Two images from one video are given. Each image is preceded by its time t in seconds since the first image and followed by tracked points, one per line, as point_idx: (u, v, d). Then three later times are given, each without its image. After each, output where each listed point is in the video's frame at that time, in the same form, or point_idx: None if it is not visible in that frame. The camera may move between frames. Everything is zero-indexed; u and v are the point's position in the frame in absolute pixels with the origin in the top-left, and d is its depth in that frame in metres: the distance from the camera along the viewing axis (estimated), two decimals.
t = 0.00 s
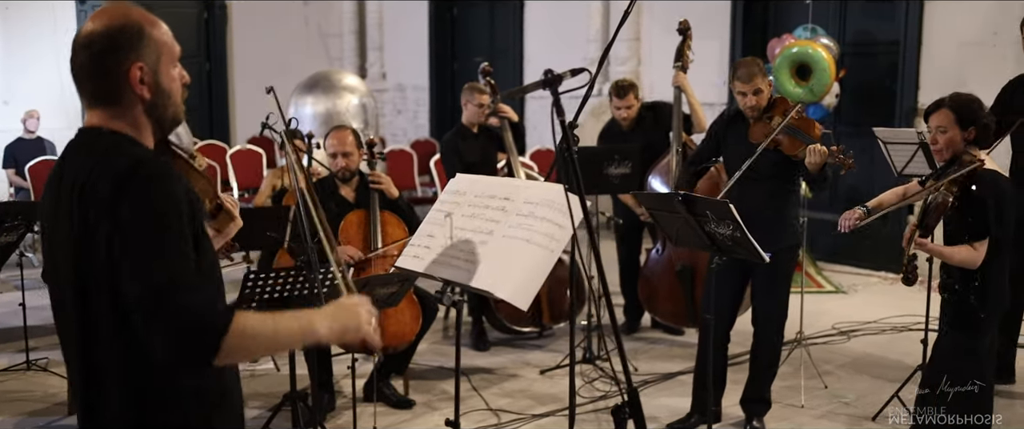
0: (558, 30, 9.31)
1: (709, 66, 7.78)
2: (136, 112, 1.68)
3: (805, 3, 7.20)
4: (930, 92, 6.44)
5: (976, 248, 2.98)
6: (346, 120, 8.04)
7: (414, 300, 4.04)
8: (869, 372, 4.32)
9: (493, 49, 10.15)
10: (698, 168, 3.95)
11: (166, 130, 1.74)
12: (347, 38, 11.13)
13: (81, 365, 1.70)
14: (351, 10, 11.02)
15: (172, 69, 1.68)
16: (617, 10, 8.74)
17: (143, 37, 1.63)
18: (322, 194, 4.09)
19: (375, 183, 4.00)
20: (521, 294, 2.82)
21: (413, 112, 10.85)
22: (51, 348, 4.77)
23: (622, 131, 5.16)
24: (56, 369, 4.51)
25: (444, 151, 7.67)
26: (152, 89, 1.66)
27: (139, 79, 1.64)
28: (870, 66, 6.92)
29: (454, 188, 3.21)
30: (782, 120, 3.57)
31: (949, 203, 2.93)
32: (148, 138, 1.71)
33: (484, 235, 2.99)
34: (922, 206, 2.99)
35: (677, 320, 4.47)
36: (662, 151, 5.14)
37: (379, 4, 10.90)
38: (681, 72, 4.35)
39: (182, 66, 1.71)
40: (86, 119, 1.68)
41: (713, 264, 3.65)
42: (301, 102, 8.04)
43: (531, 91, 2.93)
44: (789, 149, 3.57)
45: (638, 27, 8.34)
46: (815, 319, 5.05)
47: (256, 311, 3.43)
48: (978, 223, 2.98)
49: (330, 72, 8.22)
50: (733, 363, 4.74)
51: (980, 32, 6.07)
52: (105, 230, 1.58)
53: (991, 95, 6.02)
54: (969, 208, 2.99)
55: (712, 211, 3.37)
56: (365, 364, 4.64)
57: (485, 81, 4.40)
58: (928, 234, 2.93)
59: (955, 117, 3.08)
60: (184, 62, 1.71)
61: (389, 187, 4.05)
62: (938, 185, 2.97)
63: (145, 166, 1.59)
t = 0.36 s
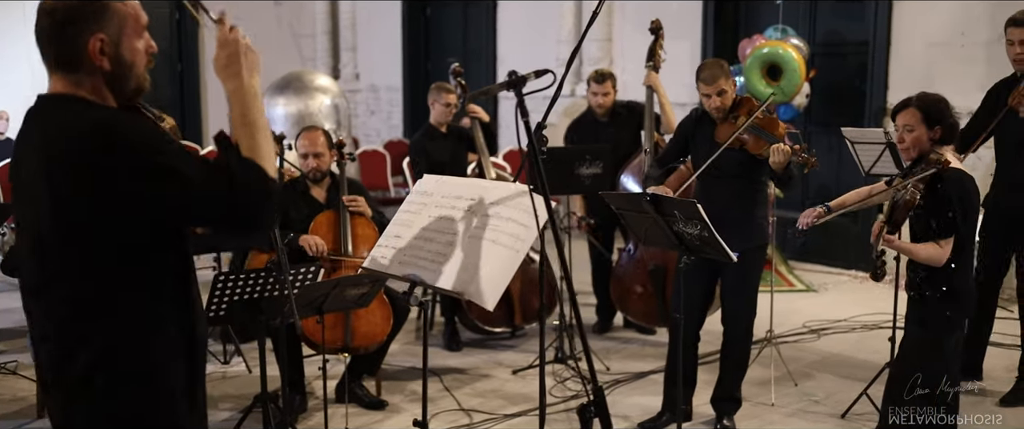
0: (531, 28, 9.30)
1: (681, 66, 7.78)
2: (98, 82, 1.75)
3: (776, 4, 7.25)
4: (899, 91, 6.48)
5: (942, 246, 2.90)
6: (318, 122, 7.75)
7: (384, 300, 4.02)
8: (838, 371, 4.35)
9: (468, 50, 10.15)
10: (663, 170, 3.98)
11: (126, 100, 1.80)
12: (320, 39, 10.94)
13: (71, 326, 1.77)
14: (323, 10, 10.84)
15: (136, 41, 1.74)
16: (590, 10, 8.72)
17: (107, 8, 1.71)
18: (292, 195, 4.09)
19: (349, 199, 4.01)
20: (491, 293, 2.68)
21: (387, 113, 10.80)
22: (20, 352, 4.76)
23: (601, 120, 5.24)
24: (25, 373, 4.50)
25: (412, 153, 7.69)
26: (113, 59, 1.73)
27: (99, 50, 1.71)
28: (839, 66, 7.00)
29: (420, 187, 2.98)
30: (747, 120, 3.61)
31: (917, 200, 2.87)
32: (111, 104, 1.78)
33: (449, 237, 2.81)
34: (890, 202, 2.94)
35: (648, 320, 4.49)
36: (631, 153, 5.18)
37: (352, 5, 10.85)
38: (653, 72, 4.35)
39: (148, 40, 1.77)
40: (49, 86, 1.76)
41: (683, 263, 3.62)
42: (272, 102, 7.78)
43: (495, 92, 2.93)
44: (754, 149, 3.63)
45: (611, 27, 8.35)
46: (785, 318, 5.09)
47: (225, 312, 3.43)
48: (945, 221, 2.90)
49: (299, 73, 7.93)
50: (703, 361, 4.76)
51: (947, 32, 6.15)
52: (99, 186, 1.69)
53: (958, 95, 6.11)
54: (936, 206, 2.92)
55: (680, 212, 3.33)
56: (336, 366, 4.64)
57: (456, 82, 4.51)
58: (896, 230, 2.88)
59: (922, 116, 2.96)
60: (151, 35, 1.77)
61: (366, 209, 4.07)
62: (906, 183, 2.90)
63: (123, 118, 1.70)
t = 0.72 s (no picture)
0: (511, 28, 9.32)
1: (660, 65, 7.83)
2: (75, 107, 1.81)
3: (755, 4, 7.29)
4: (876, 91, 6.53)
5: (922, 246, 2.82)
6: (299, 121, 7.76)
7: (365, 300, 4.03)
8: (817, 368, 4.38)
9: (449, 49, 10.15)
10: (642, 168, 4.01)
11: (101, 121, 1.88)
12: (302, 39, 10.98)
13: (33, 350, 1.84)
14: (304, 10, 10.91)
15: (105, 63, 1.82)
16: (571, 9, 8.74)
17: (76, 33, 1.77)
18: (273, 195, 4.11)
19: (330, 197, 3.98)
20: (468, 289, 2.64)
21: (368, 112, 10.80)
22: None
23: (580, 114, 5.29)
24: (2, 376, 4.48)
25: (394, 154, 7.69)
26: (87, 81, 1.80)
27: (73, 73, 1.78)
28: (818, 65, 7.02)
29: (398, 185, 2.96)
30: (723, 121, 3.63)
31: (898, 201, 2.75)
32: (85, 130, 1.84)
33: (426, 235, 2.78)
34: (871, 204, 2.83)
35: (628, 318, 4.53)
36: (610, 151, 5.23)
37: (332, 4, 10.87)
38: (632, 72, 4.42)
39: (116, 62, 1.85)
40: (24, 114, 1.82)
41: (661, 261, 3.62)
42: (252, 103, 7.80)
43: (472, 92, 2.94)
44: (732, 150, 3.63)
45: (591, 27, 8.38)
46: (765, 317, 5.13)
47: (204, 311, 3.40)
48: (923, 220, 2.82)
49: (281, 73, 7.93)
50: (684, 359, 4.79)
51: (924, 32, 6.21)
52: (60, 225, 1.74)
53: (933, 93, 6.18)
54: (915, 207, 2.83)
55: (657, 210, 3.32)
56: (317, 366, 4.64)
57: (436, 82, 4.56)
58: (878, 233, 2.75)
59: (897, 116, 2.88)
60: (119, 58, 1.86)
61: (347, 207, 4.05)
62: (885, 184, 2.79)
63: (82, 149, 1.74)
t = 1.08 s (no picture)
0: (507, 29, 9.33)
1: (654, 66, 7.85)
2: (62, 109, 1.84)
3: (749, 5, 7.31)
4: (869, 91, 6.55)
5: (911, 247, 2.83)
6: (294, 122, 7.78)
7: (359, 300, 4.06)
8: (810, 368, 4.40)
9: (444, 50, 10.14)
10: (635, 169, 4.02)
11: (90, 125, 1.89)
12: (296, 40, 10.93)
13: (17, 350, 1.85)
14: (299, 11, 10.85)
15: (93, 68, 1.85)
16: (565, 10, 8.76)
17: (63, 36, 1.82)
18: (268, 195, 4.14)
19: (325, 198, 4.03)
20: (459, 287, 2.65)
21: (365, 113, 10.83)
22: None
23: (577, 114, 5.31)
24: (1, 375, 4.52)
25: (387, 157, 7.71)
26: (73, 83, 1.83)
27: (59, 75, 1.82)
28: (810, 66, 7.04)
29: (392, 186, 2.98)
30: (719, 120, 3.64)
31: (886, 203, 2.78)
32: (74, 132, 1.87)
33: (418, 234, 2.79)
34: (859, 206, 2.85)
35: (623, 317, 4.56)
36: (604, 151, 5.25)
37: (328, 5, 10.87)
38: (627, 73, 4.45)
39: (104, 65, 1.88)
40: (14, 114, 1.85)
41: (654, 261, 3.64)
42: (248, 104, 7.82)
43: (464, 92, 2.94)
44: (726, 150, 3.65)
45: (585, 27, 8.40)
46: (759, 316, 5.15)
47: (200, 310, 3.41)
48: (911, 222, 2.83)
49: (276, 74, 7.94)
50: (677, 359, 4.82)
51: (917, 33, 6.23)
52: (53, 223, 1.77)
53: (926, 94, 6.20)
54: (903, 208, 2.84)
55: (649, 209, 3.34)
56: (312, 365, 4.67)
57: (431, 83, 4.59)
58: (866, 236, 2.76)
59: (883, 118, 2.91)
60: (108, 63, 1.89)
61: (342, 206, 4.08)
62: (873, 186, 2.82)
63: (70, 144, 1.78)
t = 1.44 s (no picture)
0: (507, 30, 9.36)
1: (654, 67, 7.88)
2: (73, 107, 1.88)
3: (747, 6, 7.33)
4: (867, 91, 6.57)
5: (903, 245, 2.83)
6: (295, 123, 7.81)
7: (359, 300, 4.09)
8: (809, 367, 4.42)
9: (444, 51, 10.15)
10: (635, 168, 3.96)
11: (99, 124, 1.93)
12: (297, 41, 10.99)
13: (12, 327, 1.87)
14: (299, 12, 10.91)
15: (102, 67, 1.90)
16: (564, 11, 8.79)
17: (73, 34, 1.85)
18: (269, 196, 4.17)
19: (325, 198, 4.04)
20: (457, 285, 2.67)
21: (364, 114, 10.87)
22: None
23: (576, 115, 5.33)
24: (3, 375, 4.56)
25: (388, 157, 7.73)
26: (85, 80, 1.88)
27: (72, 72, 1.85)
28: (809, 67, 7.06)
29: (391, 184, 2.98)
30: (718, 120, 3.65)
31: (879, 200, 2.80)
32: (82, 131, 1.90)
33: (417, 233, 2.81)
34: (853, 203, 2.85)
35: (622, 317, 4.57)
36: (603, 151, 5.28)
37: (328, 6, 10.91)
38: (626, 74, 4.47)
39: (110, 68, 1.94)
40: (22, 114, 1.87)
41: (652, 259, 3.65)
42: (249, 105, 7.85)
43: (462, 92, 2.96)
44: (724, 149, 3.66)
45: (585, 28, 8.43)
46: (757, 316, 5.17)
47: (201, 310, 3.43)
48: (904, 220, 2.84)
49: (276, 76, 7.97)
50: (676, 358, 4.83)
51: (915, 33, 6.25)
52: (44, 204, 1.78)
53: (925, 95, 6.20)
54: (896, 207, 2.85)
55: (647, 209, 3.35)
56: (312, 365, 4.70)
57: (431, 84, 4.61)
58: (858, 232, 2.77)
59: (880, 117, 2.92)
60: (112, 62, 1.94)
61: (341, 205, 4.11)
62: (866, 184, 2.85)
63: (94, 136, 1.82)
